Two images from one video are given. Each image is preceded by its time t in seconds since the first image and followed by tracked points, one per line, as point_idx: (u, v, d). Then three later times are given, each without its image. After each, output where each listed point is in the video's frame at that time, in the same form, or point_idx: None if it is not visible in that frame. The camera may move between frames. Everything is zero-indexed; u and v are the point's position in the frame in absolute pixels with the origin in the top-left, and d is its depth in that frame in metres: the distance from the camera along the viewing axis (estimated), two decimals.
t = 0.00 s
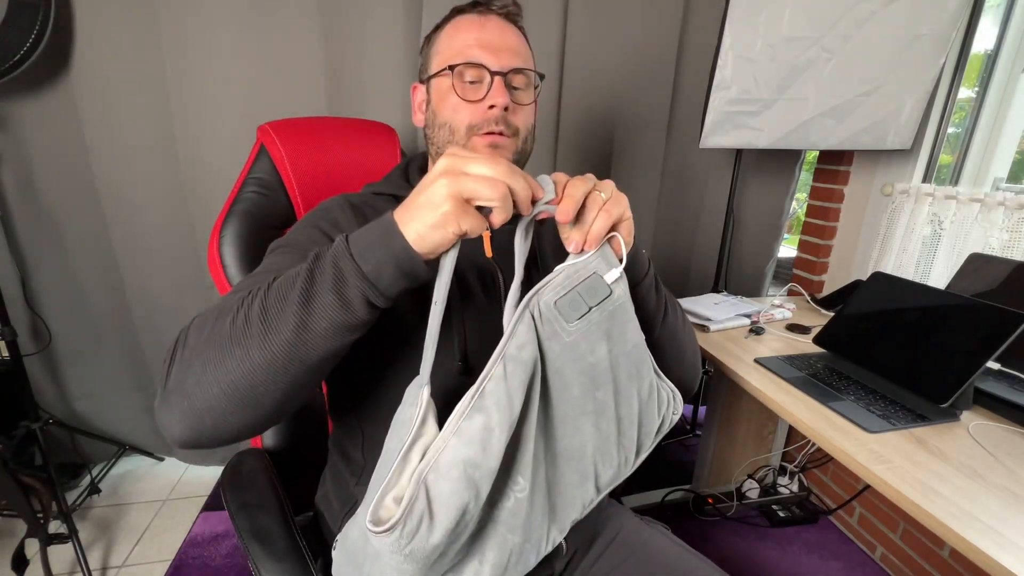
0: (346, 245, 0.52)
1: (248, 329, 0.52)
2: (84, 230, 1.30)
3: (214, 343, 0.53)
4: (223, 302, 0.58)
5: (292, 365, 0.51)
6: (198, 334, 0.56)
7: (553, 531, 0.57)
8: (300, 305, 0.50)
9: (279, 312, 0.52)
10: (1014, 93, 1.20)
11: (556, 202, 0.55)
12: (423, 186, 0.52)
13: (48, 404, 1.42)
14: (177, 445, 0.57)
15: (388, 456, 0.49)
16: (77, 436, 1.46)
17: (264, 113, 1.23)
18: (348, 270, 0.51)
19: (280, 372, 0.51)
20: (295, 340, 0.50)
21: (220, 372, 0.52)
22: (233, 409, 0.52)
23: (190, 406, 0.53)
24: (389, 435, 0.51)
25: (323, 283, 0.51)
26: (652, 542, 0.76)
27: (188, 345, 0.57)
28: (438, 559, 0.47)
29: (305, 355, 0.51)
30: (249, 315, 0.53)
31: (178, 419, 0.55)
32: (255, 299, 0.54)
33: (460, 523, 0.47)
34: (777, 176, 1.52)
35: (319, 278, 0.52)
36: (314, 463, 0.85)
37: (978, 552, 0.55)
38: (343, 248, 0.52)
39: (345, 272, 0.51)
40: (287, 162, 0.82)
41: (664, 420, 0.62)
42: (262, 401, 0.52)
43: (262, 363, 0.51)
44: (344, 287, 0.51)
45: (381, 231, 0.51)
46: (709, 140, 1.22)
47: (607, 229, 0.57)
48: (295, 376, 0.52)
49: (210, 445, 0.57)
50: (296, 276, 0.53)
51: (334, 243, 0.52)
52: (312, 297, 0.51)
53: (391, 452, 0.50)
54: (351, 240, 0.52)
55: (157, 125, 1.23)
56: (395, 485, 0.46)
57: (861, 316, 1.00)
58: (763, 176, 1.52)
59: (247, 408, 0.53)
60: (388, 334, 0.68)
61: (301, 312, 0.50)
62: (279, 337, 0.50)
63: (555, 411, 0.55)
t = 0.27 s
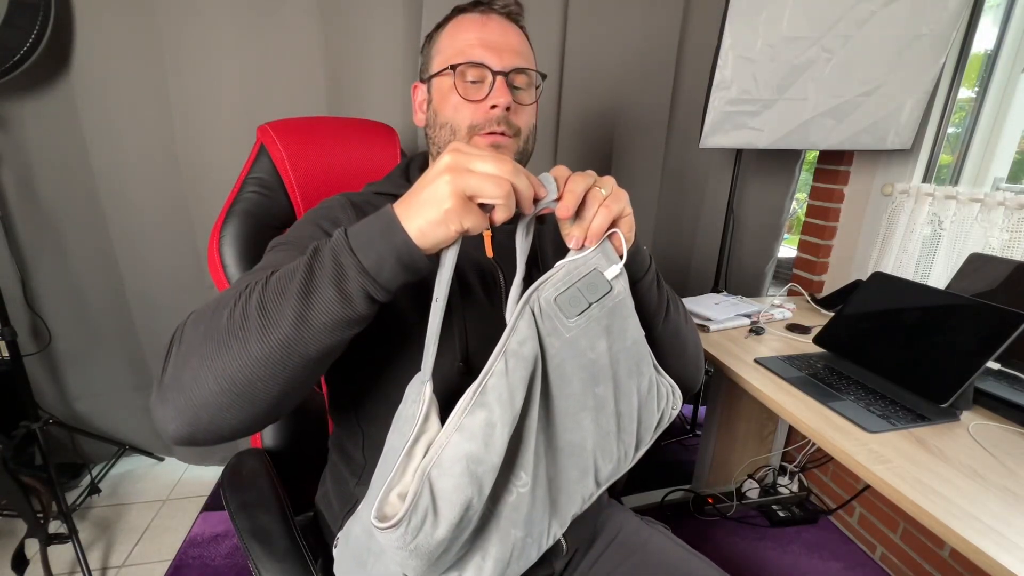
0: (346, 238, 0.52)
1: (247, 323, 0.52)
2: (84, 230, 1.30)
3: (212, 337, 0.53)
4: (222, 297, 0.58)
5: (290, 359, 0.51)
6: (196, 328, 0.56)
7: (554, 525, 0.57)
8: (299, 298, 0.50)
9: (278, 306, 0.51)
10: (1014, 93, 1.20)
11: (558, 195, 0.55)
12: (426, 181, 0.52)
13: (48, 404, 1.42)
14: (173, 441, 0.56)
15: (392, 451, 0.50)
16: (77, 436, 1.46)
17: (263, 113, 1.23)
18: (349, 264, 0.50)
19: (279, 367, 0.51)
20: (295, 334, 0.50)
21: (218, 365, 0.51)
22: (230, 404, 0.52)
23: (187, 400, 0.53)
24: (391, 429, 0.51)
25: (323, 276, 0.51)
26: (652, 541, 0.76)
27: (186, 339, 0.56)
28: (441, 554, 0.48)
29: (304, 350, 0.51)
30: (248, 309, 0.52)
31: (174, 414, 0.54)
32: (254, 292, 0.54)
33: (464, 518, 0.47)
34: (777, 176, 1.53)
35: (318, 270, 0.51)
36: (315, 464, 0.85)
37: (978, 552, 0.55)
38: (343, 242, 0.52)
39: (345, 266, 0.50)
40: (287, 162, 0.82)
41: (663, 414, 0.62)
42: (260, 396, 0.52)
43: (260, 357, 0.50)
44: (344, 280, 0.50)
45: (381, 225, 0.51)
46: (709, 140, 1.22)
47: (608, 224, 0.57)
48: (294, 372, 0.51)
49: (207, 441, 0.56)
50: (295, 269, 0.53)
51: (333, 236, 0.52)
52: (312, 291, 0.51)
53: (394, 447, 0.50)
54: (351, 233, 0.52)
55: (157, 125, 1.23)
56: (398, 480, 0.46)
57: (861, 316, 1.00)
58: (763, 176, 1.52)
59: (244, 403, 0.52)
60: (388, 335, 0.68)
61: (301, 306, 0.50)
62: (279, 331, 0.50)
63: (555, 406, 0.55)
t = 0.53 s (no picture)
0: (345, 226, 0.52)
1: (243, 308, 0.52)
2: (84, 230, 1.30)
3: (208, 323, 0.53)
4: (219, 286, 0.58)
5: (285, 344, 0.50)
6: (192, 316, 0.56)
7: (557, 519, 0.57)
8: (296, 282, 0.50)
9: (274, 291, 0.51)
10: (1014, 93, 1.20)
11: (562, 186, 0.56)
12: (429, 165, 0.53)
13: (48, 404, 1.42)
14: (166, 431, 0.56)
15: (398, 444, 0.49)
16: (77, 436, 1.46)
17: (263, 113, 1.23)
18: (346, 247, 0.51)
19: (274, 351, 0.51)
20: (290, 318, 0.50)
21: (213, 350, 0.51)
22: (224, 390, 0.52)
23: (181, 388, 0.53)
24: (396, 423, 0.51)
25: (320, 260, 0.51)
26: (652, 541, 0.76)
27: (181, 328, 0.56)
28: (448, 549, 0.47)
29: (300, 334, 0.50)
30: (245, 295, 0.53)
31: (167, 402, 0.54)
32: (251, 279, 0.54)
33: (471, 511, 0.47)
34: (777, 176, 1.53)
35: (316, 256, 0.52)
36: (316, 464, 0.85)
37: (978, 553, 0.55)
38: (342, 229, 0.52)
39: (342, 250, 0.51)
40: (287, 162, 0.82)
41: (663, 408, 0.63)
42: (254, 381, 0.52)
43: (256, 341, 0.50)
44: (341, 265, 0.51)
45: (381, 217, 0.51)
46: (709, 140, 1.22)
47: (610, 218, 0.57)
48: (289, 357, 0.51)
49: (200, 430, 0.56)
50: (293, 257, 0.53)
51: (333, 225, 0.53)
52: (308, 276, 0.51)
53: (399, 441, 0.50)
54: (350, 222, 0.52)
55: (157, 125, 1.23)
56: (406, 474, 0.45)
57: (861, 316, 1.00)
58: (763, 176, 1.52)
59: (239, 390, 0.52)
60: (388, 335, 0.68)
61: (297, 289, 0.50)
62: (274, 315, 0.50)
63: (557, 399, 0.55)
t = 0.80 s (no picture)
0: (355, 233, 0.52)
1: (252, 312, 0.52)
2: (84, 230, 1.30)
3: (217, 326, 0.53)
4: (227, 289, 0.58)
5: (294, 349, 0.51)
6: (199, 319, 0.56)
7: (558, 517, 0.57)
8: (306, 287, 0.50)
9: (284, 295, 0.51)
10: (1014, 93, 1.19)
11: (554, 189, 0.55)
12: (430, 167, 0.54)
13: (48, 404, 1.43)
14: (171, 433, 0.56)
15: (403, 441, 0.50)
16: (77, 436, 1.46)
17: (263, 113, 1.23)
18: (357, 254, 0.51)
19: (282, 355, 0.51)
20: (300, 323, 0.50)
21: (222, 354, 0.51)
22: (232, 393, 0.52)
23: (188, 390, 0.53)
24: (400, 421, 0.52)
25: (330, 267, 0.51)
26: (652, 541, 0.76)
27: (187, 330, 0.56)
28: (451, 545, 0.47)
29: (309, 340, 0.51)
30: (254, 299, 0.53)
31: (172, 404, 0.54)
32: (261, 284, 0.54)
33: (474, 507, 0.47)
34: (777, 176, 1.53)
35: (327, 264, 0.52)
36: (316, 464, 0.85)
37: (977, 552, 0.55)
38: (353, 237, 0.52)
39: (353, 257, 0.51)
40: (287, 162, 0.82)
41: (662, 407, 0.63)
42: (262, 386, 0.52)
43: (264, 346, 0.50)
44: (351, 273, 0.51)
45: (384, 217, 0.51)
46: (709, 140, 1.22)
47: (603, 218, 0.57)
48: (297, 361, 0.51)
49: (205, 433, 0.56)
50: (303, 262, 0.53)
51: (343, 231, 0.53)
52: (318, 281, 0.51)
53: (404, 438, 0.50)
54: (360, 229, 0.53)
55: (157, 125, 1.23)
56: (410, 469, 0.45)
57: (861, 316, 1.00)
58: (764, 176, 1.52)
59: (246, 394, 0.52)
60: (388, 335, 0.68)
61: (307, 295, 0.50)
62: (284, 320, 0.50)
63: (557, 396, 0.55)
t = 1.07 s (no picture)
0: (354, 240, 0.52)
1: (250, 318, 0.52)
2: (84, 230, 1.30)
3: (214, 330, 0.53)
4: (224, 291, 0.57)
5: (291, 355, 0.51)
6: (197, 322, 0.56)
7: (558, 514, 0.57)
8: (305, 296, 0.50)
9: (282, 302, 0.51)
10: (1014, 93, 1.19)
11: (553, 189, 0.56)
12: (432, 180, 0.54)
13: (48, 404, 1.42)
14: (167, 434, 0.56)
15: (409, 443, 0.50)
16: (77, 436, 1.46)
17: (263, 113, 1.23)
18: (356, 264, 0.51)
19: (279, 362, 0.51)
20: (297, 330, 0.50)
21: (219, 359, 0.51)
22: (228, 399, 0.52)
23: (184, 394, 0.53)
24: (406, 424, 0.52)
25: (329, 274, 0.51)
26: (652, 541, 0.76)
27: (185, 333, 0.56)
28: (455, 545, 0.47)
29: (306, 347, 0.51)
30: (252, 304, 0.52)
31: (170, 406, 0.54)
32: (259, 288, 0.54)
33: (478, 507, 0.47)
34: (777, 176, 1.53)
35: (325, 271, 0.51)
36: (317, 464, 0.85)
37: (977, 552, 0.55)
38: (352, 243, 0.52)
39: (352, 265, 0.51)
40: (287, 162, 0.82)
41: (655, 403, 0.63)
42: (259, 392, 0.52)
43: (262, 352, 0.50)
44: (350, 280, 0.51)
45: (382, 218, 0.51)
46: (709, 140, 1.22)
47: (602, 216, 0.57)
48: (294, 369, 0.51)
49: (201, 436, 0.56)
50: (302, 268, 0.53)
51: (343, 237, 0.52)
52: (317, 289, 0.51)
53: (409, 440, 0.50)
54: (360, 235, 0.52)
55: (157, 125, 1.23)
56: (415, 470, 0.45)
57: (862, 316, 1.00)
58: (764, 176, 1.52)
59: (243, 399, 0.52)
60: (388, 335, 0.68)
61: (305, 303, 0.50)
62: (281, 326, 0.50)
63: (554, 394, 0.55)
